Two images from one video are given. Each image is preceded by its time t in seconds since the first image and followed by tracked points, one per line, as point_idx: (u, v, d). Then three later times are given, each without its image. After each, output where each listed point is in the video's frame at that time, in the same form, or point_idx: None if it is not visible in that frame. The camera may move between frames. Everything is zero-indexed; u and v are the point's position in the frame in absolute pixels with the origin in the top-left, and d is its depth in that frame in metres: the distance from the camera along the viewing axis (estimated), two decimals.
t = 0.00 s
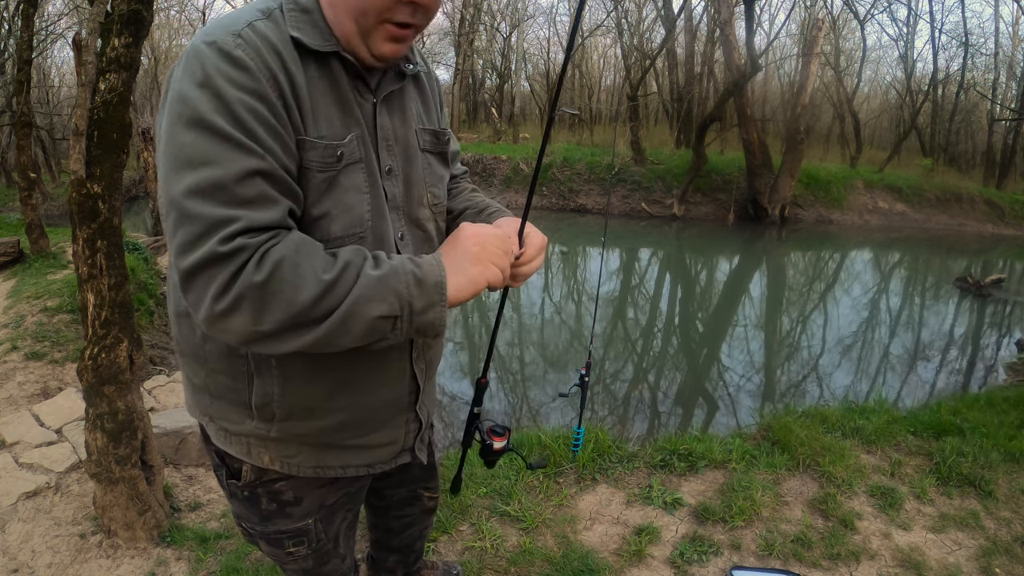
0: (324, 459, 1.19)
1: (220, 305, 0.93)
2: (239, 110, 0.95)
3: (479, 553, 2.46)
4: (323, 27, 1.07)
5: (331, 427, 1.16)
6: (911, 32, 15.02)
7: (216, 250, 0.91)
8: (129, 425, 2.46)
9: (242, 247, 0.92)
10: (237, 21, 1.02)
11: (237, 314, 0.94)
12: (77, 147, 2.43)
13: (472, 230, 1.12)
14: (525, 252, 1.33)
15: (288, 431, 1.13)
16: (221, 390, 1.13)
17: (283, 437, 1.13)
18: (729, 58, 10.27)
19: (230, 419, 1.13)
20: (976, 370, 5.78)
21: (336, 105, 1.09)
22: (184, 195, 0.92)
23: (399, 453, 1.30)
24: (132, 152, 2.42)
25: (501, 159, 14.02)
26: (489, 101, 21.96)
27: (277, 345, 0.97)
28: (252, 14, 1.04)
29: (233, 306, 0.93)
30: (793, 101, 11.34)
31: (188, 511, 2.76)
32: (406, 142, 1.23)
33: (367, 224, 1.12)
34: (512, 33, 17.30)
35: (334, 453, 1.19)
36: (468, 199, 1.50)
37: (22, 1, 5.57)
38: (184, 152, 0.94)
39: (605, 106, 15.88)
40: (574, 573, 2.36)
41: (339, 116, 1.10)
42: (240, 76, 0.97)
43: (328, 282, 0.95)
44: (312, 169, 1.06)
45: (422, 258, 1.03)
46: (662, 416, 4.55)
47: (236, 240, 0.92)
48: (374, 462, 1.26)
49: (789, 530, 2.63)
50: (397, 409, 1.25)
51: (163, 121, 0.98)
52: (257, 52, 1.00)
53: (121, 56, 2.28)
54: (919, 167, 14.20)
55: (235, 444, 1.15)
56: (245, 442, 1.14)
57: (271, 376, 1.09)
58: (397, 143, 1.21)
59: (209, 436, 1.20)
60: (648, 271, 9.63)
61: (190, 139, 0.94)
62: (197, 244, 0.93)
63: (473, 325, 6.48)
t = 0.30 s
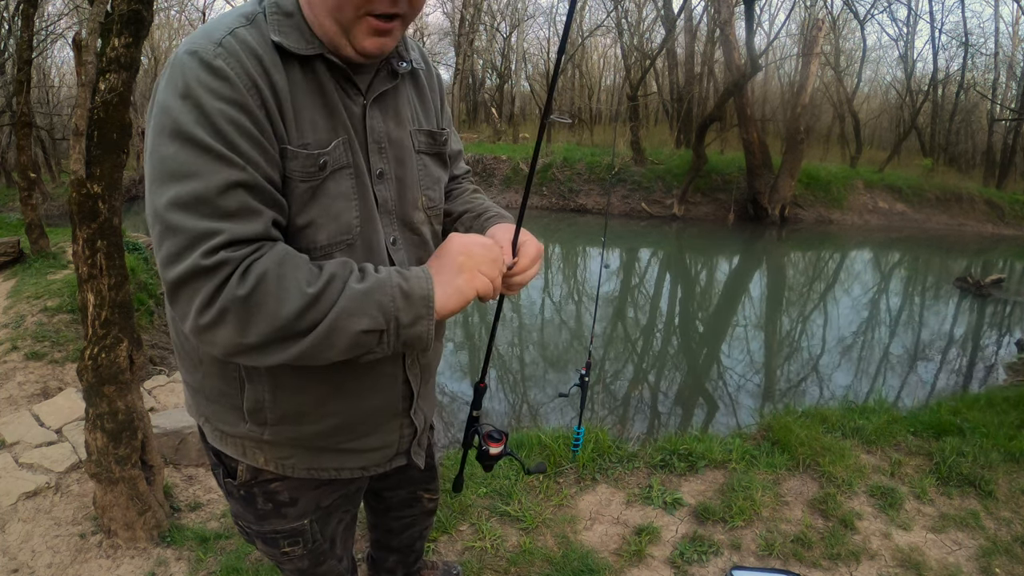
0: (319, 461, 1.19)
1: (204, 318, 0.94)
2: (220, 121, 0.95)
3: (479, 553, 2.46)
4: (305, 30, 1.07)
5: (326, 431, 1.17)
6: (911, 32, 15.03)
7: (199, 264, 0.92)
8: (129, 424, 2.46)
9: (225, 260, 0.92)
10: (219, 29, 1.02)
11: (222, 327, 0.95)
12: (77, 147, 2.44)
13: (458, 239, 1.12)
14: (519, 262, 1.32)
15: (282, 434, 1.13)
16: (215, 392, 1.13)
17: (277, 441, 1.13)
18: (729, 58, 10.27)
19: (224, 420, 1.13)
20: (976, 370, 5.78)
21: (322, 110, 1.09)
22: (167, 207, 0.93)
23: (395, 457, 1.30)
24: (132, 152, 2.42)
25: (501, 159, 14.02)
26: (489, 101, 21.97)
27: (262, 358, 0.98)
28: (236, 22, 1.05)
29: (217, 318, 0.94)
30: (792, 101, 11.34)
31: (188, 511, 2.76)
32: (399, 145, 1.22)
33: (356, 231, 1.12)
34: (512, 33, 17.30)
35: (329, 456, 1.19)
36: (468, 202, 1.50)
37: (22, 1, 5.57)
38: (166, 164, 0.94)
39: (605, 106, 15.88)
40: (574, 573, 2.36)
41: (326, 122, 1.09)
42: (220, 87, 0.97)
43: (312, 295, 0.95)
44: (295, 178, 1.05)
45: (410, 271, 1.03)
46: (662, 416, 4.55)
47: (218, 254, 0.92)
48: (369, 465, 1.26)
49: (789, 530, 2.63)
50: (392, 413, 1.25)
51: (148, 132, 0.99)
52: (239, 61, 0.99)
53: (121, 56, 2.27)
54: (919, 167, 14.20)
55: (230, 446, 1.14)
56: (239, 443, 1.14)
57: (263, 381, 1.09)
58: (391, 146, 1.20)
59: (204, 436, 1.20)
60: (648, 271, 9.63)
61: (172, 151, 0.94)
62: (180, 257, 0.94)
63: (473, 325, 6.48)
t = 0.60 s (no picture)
0: (318, 464, 1.19)
1: (211, 324, 0.93)
2: (225, 123, 0.94)
3: (479, 553, 2.46)
4: (311, 30, 1.07)
5: (325, 434, 1.17)
6: (911, 32, 15.04)
7: (207, 268, 0.91)
8: (129, 424, 2.46)
9: (233, 265, 0.92)
10: (220, 28, 1.01)
11: (229, 333, 0.94)
12: (77, 147, 2.44)
13: (459, 243, 1.12)
14: (516, 263, 1.33)
15: (282, 438, 1.13)
16: (212, 398, 1.12)
17: (277, 445, 1.13)
18: (729, 58, 10.27)
19: (222, 427, 1.13)
20: (977, 370, 5.78)
21: (324, 112, 1.09)
22: (170, 211, 0.92)
23: (392, 457, 1.29)
24: (131, 152, 2.41)
25: (501, 159, 14.03)
26: (489, 101, 21.99)
27: (269, 363, 0.97)
28: (238, 20, 1.04)
29: (225, 324, 0.93)
30: (792, 101, 11.34)
31: (188, 511, 2.76)
32: (395, 146, 1.23)
33: (357, 233, 1.12)
34: (512, 33, 17.31)
35: (328, 459, 1.20)
36: (458, 202, 1.50)
37: (22, 1, 5.56)
38: (169, 166, 0.93)
39: (605, 106, 15.88)
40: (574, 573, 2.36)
41: (327, 123, 1.09)
42: (225, 88, 0.96)
43: (321, 300, 0.95)
44: (300, 181, 1.05)
45: (414, 275, 1.03)
46: (662, 416, 4.55)
47: (227, 258, 0.92)
48: (367, 466, 1.25)
49: (789, 530, 2.63)
50: (390, 414, 1.25)
51: (147, 132, 0.97)
52: (243, 62, 0.99)
53: (121, 56, 2.28)
54: (919, 167, 14.20)
55: (229, 452, 1.14)
56: (238, 450, 1.13)
57: (264, 387, 1.09)
58: (388, 148, 1.21)
59: (200, 444, 1.19)
60: (648, 271, 9.63)
61: (175, 152, 0.93)
62: (186, 261, 0.93)
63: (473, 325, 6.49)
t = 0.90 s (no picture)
0: (325, 477, 1.16)
1: (253, 338, 0.91)
2: (254, 133, 0.92)
3: (479, 553, 2.47)
4: (323, 40, 1.06)
5: (332, 445, 1.14)
6: (911, 32, 15.05)
7: (249, 281, 0.89)
8: (129, 424, 2.46)
9: (275, 275, 0.91)
10: (229, 33, 0.97)
11: (269, 346, 0.92)
12: (77, 147, 2.44)
13: (462, 245, 1.18)
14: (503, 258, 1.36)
15: (291, 454, 1.11)
16: (213, 421, 1.09)
17: (285, 462, 1.11)
18: (729, 58, 10.28)
19: (225, 450, 1.10)
20: (976, 370, 5.77)
21: (331, 122, 1.09)
22: (202, 224, 0.88)
23: (391, 460, 1.28)
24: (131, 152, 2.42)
25: (501, 159, 14.03)
26: (489, 101, 22.01)
27: (307, 374, 0.96)
28: (245, 25, 1.00)
29: (267, 337, 0.92)
30: (792, 101, 11.35)
31: (188, 512, 2.75)
32: (383, 154, 1.23)
33: (365, 242, 1.12)
34: (512, 33, 17.32)
35: (334, 471, 1.17)
36: (429, 207, 1.51)
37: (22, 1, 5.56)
38: (196, 177, 0.89)
39: (605, 106, 15.89)
40: (574, 573, 2.35)
41: (337, 132, 1.09)
42: (249, 95, 0.93)
43: (359, 305, 0.96)
44: (321, 189, 1.05)
45: (430, 277, 1.06)
46: (662, 416, 4.55)
47: (269, 269, 0.90)
48: (371, 472, 1.24)
49: (789, 530, 2.63)
50: (388, 417, 1.23)
51: (159, 141, 0.91)
52: (264, 69, 0.96)
53: (121, 56, 2.27)
54: (920, 167, 14.21)
55: (232, 476, 1.11)
56: (243, 472, 1.10)
57: (271, 402, 1.07)
58: (377, 154, 1.21)
59: (196, 471, 1.15)
60: (649, 271, 9.63)
61: (200, 162, 0.89)
62: (221, 275, 0.89)
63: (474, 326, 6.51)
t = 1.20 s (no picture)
0: (333, 478, 1.16)
1: (287, 331, 0.91)
2: (274, 134, 0.93)
3: (479, 553, 2.47)
4: (316, 54, 1.05)
5: (339, 446, 1.14)
6: (911, 32, 15.05)
7: (284, 274, 0.90)
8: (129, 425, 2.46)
9: (306, 267, 0.92)
10: (232, 42, 0.95)
11: (301, 339, 0.93)
12: (77, 147, 2.44)
13: (446, 236, 1.22)
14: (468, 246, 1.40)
15: (303, 458, 1.10)
16: (221, 435, 1.07)
17: (297, 467, 1.10)
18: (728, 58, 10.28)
19: (234, 466, 1.08)
20: (976, 370, 5.77)
21: (325, 128, 1.09)
22: (232, 222, 0.88)
23: (387, 454, 1.28)
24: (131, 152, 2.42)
25: (501, 159, 14.03)
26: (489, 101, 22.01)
27: (334, 361, 0.97)
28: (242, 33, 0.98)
29: (301, 329, 0.92)
30: (792, 101, 11.34)
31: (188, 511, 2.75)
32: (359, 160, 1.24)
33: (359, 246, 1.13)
34: (512, 33, 17.32)
35: (341, 471, 1.17)
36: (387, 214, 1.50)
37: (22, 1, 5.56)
38: (221, 178, 0.88)
39: (605, 106, 15.90)
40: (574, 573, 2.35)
41: (332, 137, 1.10)
42: (264, 100, 0.94)
43: (377, 292, 0.99)
44: (327, 189, 1.06)
45: (426, 267, 1.10)
46: (662, 416, 4.55)
47: (299, 263, 0.91)
48: (373, 468, 1.24)
49: (789, 530, 2.63)
50: (386, 414, 1.24)
51: (174, 146, 0.89)
52: (274, 75, 0.96)
53: (121, 56, 2.27)
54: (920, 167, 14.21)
55: (241, 493, 1.08)
56: (254, 485, 1.08)
57: (282, 405, 1.06)
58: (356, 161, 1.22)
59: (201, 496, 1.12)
60: (649, 271, 9.63)
61: (225, 165, 0.88)
62: (254, 271, 0.89)
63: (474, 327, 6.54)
